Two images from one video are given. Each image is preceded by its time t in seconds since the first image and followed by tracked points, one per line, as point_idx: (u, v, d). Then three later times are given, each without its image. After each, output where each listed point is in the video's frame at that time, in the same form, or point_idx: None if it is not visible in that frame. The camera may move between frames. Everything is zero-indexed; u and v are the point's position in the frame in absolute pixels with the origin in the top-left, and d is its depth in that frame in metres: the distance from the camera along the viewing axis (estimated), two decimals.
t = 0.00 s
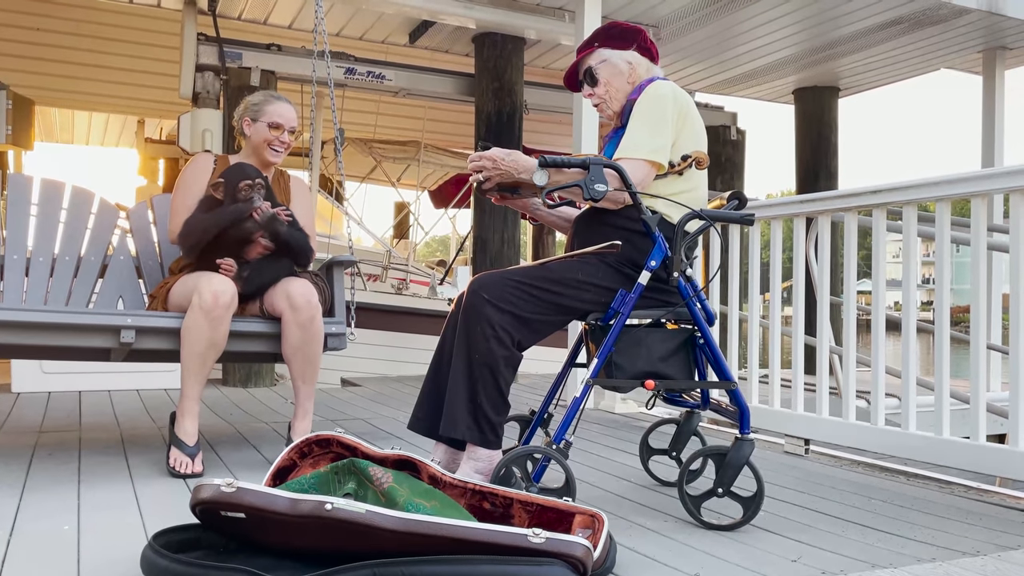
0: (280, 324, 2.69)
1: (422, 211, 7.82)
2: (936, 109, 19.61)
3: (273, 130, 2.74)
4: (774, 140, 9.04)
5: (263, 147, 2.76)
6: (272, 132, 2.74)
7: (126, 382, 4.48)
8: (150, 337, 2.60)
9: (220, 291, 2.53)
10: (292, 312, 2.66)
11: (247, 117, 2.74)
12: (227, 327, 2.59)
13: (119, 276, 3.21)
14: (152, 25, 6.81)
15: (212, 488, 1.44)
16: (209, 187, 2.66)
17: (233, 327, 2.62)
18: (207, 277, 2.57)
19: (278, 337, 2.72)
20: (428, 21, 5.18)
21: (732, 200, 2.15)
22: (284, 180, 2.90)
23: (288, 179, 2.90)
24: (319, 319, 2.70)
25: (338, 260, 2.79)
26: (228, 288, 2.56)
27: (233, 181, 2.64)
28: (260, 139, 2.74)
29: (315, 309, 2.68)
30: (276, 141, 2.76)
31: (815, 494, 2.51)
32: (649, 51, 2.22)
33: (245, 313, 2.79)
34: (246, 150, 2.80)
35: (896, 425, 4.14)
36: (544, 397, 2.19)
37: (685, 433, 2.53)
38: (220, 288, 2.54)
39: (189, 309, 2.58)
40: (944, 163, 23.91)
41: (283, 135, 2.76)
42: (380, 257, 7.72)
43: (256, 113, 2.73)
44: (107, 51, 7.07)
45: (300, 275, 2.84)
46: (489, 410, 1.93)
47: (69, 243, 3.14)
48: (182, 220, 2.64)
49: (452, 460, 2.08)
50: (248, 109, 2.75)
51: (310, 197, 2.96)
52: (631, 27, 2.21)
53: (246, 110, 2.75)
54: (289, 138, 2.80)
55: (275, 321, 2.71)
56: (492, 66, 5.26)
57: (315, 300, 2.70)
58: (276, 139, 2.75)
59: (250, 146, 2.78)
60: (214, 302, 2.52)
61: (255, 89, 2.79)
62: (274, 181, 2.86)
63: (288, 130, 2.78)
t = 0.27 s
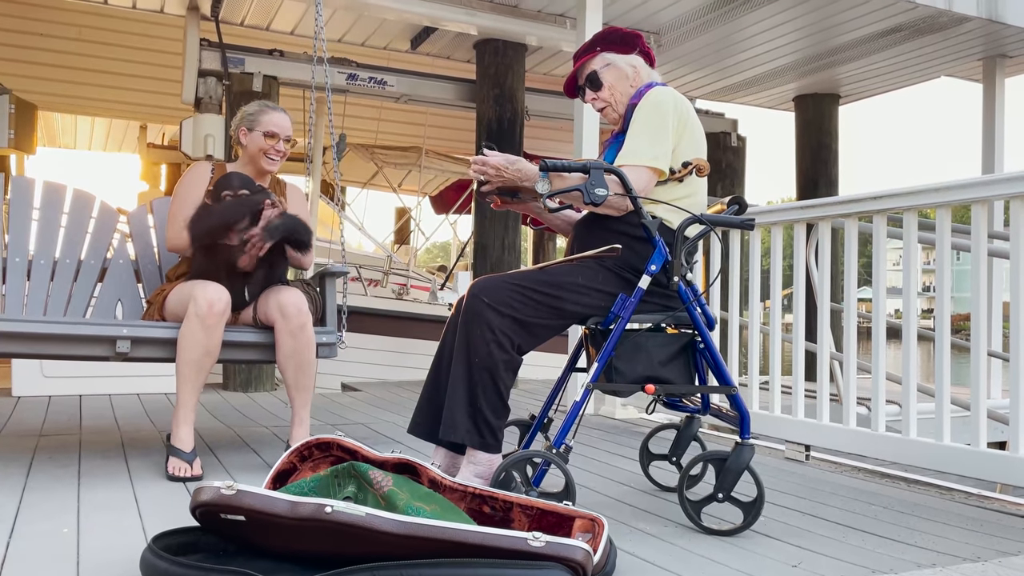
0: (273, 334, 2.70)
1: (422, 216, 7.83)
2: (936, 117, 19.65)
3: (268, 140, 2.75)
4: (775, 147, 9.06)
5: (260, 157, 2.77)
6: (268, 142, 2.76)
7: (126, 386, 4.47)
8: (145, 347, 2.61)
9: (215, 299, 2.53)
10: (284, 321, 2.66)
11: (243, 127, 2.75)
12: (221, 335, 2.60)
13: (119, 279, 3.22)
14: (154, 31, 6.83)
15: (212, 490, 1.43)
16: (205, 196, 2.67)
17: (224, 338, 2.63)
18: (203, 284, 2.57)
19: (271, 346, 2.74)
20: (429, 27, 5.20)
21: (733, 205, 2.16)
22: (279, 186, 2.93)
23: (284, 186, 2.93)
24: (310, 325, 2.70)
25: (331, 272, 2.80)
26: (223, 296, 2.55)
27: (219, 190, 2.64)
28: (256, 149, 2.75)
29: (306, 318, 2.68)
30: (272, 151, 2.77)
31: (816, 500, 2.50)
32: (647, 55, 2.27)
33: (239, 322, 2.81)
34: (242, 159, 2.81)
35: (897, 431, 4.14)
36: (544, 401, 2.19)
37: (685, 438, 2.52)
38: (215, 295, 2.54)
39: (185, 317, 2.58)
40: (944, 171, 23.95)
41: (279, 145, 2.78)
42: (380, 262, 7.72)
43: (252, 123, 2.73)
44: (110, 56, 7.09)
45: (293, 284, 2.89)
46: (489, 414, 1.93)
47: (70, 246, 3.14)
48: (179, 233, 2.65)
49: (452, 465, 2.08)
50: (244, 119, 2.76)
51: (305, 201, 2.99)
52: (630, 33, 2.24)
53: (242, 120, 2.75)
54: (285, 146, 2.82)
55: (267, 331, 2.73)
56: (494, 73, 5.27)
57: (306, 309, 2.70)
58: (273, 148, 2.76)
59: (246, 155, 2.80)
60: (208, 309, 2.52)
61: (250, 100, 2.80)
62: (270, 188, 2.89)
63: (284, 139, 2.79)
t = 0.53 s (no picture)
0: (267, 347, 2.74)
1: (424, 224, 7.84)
2: (937, 126, 19.67)
3: (256, 146, 2.75)
4: (776, 155, 9.07)
5: (249, 164, 2.76)
6: (256, 147, 2.75)
7: (127, 393, 4.46)
8: (144, 361, 2.66)
9: (211, 312, 2.56)
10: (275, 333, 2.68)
11: (233, 137, 2.77)
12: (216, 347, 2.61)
13: (121, 283, 3.20)
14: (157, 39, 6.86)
15: (213, 498, 1.43)
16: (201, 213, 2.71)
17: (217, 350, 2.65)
18: (197, 298, 2.60)
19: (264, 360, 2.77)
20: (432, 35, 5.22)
21: (734, 214, 2.15)
22: (272, 198, 2.89)
23: (277, 198, 2.90)
24: (300, 338, 2.72)
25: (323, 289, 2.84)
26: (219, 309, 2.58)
27: (226, 207, 2.64)
28: (245, 156, 2.75)
29: (296, 330, 2.71)
30: (261, 156, 2.76)
31: (818, 510, 2.50)
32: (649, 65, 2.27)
33: (233, 334, 2.82)
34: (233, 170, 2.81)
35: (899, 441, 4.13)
36: (546, 409, 2.19)
37: (687, 447, 2.52)
38: (210, 308, 2.57)
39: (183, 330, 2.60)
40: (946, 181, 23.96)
41: (267, 149, 2.77)
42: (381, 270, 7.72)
43: (239, 132, 2.75)
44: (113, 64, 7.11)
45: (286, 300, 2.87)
46: (491, 422, 1.93)
47: (72, 251, 3.15)
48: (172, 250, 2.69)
49: (453, 473, 2.08)
50: (233, 129, 2.78)
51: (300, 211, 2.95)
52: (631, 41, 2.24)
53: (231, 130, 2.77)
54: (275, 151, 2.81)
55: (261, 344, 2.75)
56: (496, 81, 5.29)
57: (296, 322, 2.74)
58: (262, 153, 2.75)
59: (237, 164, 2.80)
60: (205, 321, 2.56)
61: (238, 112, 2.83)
62: (263, 200, 2.86)
63: (272, 144, 2.78)
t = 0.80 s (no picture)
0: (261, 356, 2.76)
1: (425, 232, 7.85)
2: (938, 135, 19.71)
3: (240, 150, 2.77)
4: (777, 165, 9.09)
5: (235, 168, 2.79)
6: (240, 152, 2.78)
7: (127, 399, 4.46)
8: (144, 370, 2.66)
9: (211, 326, 2.59)
10: (271, 343, 2.70)
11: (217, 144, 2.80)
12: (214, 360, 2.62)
13: (121, 284, 3.26)
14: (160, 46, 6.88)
15: (213, 506, 1.43)
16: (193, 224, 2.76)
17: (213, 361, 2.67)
18: (198, 313, 2.64)
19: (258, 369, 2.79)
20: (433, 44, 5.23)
21: (735, 222, 2.16)
22: (262, 203, 2.95)
23: (265, 201, 2.95)
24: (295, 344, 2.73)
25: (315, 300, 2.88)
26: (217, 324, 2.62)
27: (218, 220, 2.65)
28: (231, 160, 2.78)
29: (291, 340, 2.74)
30: (245, 159, 2.79)
31: (819, 519, 2.49)
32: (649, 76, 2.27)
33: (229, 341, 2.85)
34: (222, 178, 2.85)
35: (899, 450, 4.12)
36: (546, 417, 2.18)
37: (687, 455, 2.51)
38: (211, 324, 2.60)
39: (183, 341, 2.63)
40: (947, 190, 23.99)
41: (252, 153, 2.79)
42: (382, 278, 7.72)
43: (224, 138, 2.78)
44: (116, 71, 7.13)
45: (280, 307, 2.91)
46: (491, 431, 1.93)
47: (76, 251, 3.24)
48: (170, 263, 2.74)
49: (453, 481, 2.08)
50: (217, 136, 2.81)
51: (290, 214, 3.01)
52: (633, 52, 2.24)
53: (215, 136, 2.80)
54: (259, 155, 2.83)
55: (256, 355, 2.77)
56: (497, 90, 5.30)
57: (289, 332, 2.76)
58: (246, 156, 2.78)
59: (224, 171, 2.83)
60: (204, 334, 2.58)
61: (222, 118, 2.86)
62: (252, 206, 2.92)
63: (257, 148, 2.80)
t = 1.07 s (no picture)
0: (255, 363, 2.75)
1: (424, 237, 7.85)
2: (937, 142, 19.76)
3: (224, 153, 2.79)
4: (776, 171, 9.10)
5: (219, 170, 2.79)
6: (223, 154, 2.79)
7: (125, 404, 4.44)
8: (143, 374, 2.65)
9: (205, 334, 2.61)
10: (265, 347, 2.70)
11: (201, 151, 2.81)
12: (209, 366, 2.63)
13: (123, 284, 3.27)
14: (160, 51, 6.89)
15: (211, 511, 1.44)
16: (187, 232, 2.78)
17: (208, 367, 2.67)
18: (196, 322, 2.65)
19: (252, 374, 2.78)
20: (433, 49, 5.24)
21: (734, 228, 2.16)
22: (252, 204, 2.95)
23: (255, 201, 2.95)
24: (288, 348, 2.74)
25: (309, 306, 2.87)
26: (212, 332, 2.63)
27: (210, 224, 2.68)
28: (215, 163, 2.79)
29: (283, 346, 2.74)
30: (229, 161, 2.80)
31: (819, 526, 2.48)
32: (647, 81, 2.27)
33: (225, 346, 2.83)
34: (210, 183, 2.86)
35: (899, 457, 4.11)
36: (545, 423, 2.17)
37: (686, 462, 2.51)
38: (206, 332, 2.62)
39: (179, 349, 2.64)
40: (946, 197, 24.02)
41: (234, 155, 2.80)
42: (381, 283, 7.72)
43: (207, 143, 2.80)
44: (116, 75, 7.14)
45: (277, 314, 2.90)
46: (490, 436, 1.92)
47: (78, 252, 3.24)
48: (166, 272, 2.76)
49: (452, 486, 2.07)
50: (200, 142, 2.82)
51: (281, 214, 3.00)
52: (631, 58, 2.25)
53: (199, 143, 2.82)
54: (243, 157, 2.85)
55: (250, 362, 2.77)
56: (497, 96, 5.31)
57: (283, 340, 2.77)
58: (230, 159, 2.79)
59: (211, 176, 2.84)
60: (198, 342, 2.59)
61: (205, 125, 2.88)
62: (242, 208, 2.92)
63: (240, 150, 2.82)
